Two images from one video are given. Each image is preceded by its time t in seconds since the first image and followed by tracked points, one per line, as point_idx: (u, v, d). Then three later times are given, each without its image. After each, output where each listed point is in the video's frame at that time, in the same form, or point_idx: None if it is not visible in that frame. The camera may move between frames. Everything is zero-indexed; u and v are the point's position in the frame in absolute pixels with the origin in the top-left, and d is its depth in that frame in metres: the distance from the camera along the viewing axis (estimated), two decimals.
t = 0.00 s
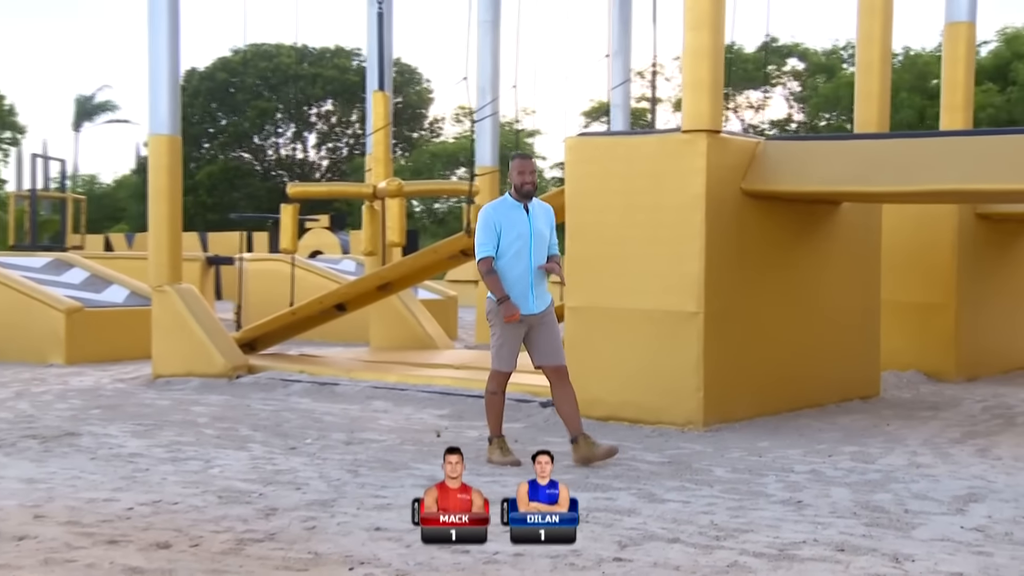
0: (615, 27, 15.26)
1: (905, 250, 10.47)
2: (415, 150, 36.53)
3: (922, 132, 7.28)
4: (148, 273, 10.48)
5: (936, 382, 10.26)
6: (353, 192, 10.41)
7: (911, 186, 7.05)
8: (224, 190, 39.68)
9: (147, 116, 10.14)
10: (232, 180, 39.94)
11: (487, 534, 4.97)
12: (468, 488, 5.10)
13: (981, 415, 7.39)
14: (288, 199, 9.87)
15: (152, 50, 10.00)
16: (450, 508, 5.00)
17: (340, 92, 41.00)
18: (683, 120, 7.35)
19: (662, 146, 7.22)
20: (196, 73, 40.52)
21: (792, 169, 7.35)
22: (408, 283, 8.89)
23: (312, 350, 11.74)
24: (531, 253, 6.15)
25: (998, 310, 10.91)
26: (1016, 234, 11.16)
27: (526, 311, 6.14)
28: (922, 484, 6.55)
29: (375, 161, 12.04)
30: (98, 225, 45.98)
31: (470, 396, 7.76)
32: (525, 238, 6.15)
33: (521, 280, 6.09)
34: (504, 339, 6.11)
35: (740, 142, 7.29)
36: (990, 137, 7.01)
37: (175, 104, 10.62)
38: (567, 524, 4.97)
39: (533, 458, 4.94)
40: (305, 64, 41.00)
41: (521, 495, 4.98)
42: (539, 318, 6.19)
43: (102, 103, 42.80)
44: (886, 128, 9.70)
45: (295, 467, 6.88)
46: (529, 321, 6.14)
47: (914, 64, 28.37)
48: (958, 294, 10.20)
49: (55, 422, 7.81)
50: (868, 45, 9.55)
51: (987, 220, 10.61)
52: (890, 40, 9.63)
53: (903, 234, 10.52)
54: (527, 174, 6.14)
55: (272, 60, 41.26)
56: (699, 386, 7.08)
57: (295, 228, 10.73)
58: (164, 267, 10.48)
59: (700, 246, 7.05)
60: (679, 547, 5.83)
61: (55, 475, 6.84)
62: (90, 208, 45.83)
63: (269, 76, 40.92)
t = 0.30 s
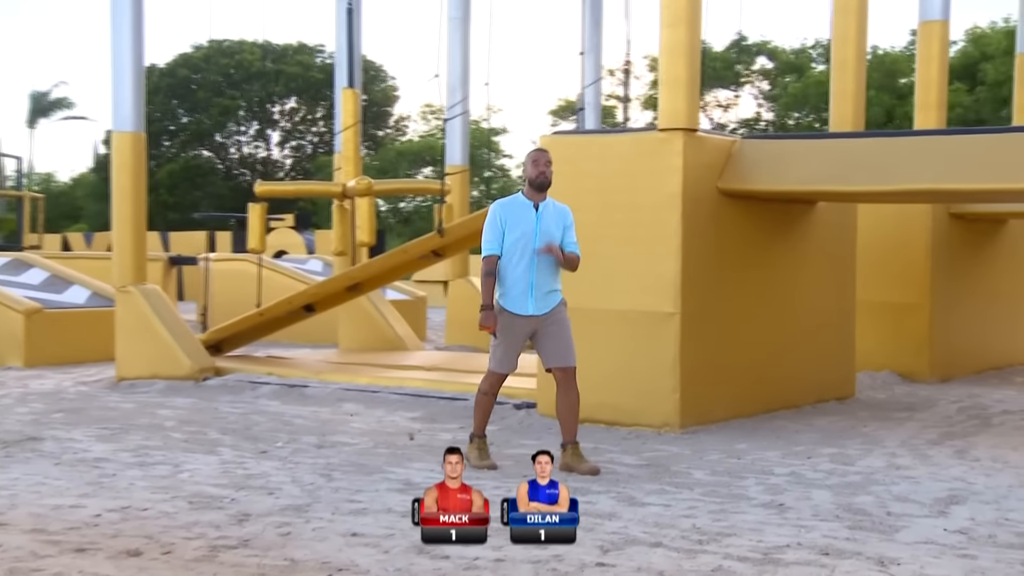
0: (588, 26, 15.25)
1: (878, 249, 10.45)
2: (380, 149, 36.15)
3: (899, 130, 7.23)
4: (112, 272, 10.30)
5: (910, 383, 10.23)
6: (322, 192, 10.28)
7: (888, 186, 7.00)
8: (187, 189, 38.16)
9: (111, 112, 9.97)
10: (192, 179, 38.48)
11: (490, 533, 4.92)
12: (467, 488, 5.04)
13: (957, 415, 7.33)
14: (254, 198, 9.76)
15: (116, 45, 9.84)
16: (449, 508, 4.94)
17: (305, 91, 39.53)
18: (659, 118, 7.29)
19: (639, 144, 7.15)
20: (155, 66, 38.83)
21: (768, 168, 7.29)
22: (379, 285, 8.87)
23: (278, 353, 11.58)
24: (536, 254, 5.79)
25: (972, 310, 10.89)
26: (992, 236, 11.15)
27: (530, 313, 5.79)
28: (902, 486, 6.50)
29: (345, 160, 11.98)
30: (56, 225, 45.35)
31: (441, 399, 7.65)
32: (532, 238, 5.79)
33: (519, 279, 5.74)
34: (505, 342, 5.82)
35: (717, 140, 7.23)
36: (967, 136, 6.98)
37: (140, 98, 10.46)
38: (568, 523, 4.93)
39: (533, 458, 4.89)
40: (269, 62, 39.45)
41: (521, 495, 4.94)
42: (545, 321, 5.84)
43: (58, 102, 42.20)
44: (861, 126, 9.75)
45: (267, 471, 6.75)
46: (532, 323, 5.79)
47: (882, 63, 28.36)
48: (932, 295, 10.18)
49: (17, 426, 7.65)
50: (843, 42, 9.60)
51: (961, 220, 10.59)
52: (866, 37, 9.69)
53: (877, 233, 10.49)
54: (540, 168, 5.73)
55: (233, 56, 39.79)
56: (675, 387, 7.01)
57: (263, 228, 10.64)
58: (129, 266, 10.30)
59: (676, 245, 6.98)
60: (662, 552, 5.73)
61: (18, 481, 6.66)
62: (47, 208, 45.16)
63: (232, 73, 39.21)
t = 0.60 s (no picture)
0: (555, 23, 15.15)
1: (847, 250, 10.44)
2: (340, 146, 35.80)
3: (869, 128, 7.22)
4: (69, 273, 10.13)
5: (879, 382, 10.22)
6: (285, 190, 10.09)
7: (860, 185, 7.02)
8: (140, 187, 37.68)
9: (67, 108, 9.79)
10: (147, 176, 37.99)
11: (483, 534, 4.83)
12: (466, 487, 4.89)
13: (928, 415, 7.27)
14: (215, 195, 9.67)
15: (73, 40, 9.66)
16: (449, 508, 4.79)
17: (262, 87, 38.87)
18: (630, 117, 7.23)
19: (609, 142, 7.09)
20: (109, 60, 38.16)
21: (739, 167, 7.26)
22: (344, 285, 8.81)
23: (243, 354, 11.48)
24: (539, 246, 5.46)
25: (939, 308, 10.87)
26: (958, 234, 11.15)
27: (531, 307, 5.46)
28: (876, 486, 6.44)
29: (307, 158, 11.79)
30: (6, 223, 44.65)
31: (408, 400, 7.54)
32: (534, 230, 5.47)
33: (518, 270, 5.43)
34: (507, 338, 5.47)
35: (687, 138, 7.18)
36: (937, 133, 6.99)
37: (96, 93, 10.28)
38: (569, 524, 4.80)
39: (534, 458, 4.75)
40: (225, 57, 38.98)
41: (521, 496, 4.80)
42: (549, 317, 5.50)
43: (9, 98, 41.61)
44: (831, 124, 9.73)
45: (233, 475, 6.62)
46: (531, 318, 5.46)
47: (845, 60, 28.34)
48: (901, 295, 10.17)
49: None
50: (812, 40, 9.61)
51: (930, 218, 10.58)
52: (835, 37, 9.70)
53: (846, 232, 10.47)
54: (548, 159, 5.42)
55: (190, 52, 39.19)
56: (646, 388, 6.94)
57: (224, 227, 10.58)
58: (86, 267, 10.13)
59: (648, 245, 6.91)
60: (640, 555, 5.64)
61: None
62: None
63: (187, 68, 38.60)
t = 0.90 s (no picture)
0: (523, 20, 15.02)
1: (817, 250, 10.40)
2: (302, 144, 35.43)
3: (843, 126, 7.23)
4: (26, 273, 9.94)
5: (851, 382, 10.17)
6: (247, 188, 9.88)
7: (835, 183, 7.06)
8: (96, 184, 37.14)
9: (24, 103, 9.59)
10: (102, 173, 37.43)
11: (478, 535, 4.72)
12: (465, 488, 4.90)
13: (903, 415, 7.21)
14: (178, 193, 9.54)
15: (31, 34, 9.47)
16: (450, 508, 4.80)
17: (221, 83, 38.25)
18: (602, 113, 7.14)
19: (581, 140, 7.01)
20: (64, 54, 37.44)
21: (712, 165, 7.23)
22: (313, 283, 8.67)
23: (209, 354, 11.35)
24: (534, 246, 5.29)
25: (910, 308, 10.82)
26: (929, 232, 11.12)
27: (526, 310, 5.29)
28: (855, 487, 6.38)
29: (273, 155, 11.51)
30: None
31: (377, 402, 7.42)
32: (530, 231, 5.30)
33: (510, 273, 5.27)
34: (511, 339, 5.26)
35: (661, 136, 7.11)
36: (911, 132, 7.00)
37: (54, 87, 10.09)
38: (569, 524, 4.79)
39: (534, 456, 4.75)
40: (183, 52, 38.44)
41: (521, 495, 4.80)
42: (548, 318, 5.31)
43: None
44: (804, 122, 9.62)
45: (201, 479, 6.47)
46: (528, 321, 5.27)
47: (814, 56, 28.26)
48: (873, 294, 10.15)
49: None
50: (785, 34, 9.50)
51: (901, 217, 10.54)
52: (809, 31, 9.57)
53: (817, 231, 10.43)
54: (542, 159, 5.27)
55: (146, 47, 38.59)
56: (621, 388, 6.85)
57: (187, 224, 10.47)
58: (43, 266, 9.94)
59: (622, 244, 6.83)
60: (621, 559, 5.54)
61: None
62: None
63: (143, 62, 37.96)
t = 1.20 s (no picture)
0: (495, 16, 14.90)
1: (791, 248, 10.36)
2: (268, 140, 35.22)
3: (821, 123, 7.21)
4: None
5: (828, 381, 10.14)
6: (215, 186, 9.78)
7: (815, 180, 7.02)
8: (53, 181, 36.54)
9: None
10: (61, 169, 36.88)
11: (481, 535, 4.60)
12: (466, 486, 4.72)
13: (881, 414, 7.15)
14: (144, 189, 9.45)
15: None
16: (449, 507, 4.63)
17: (184, 77, 38.24)
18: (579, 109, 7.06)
19: (557, 136, 6.92)
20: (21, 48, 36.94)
21: (690, 162, 7.18)
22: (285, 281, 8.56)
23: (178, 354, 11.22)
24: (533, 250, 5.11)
25: (886, 307, 10.78)
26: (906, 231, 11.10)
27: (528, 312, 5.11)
28: (839, 488, 6.31)
29: (243, 152, 11.37)
30: None
31: (350, 402, 7.30)
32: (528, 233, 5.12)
33: (514, 277, 5.07)
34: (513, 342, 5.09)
35: (638, 133, 7.04)
36: (890, 129, 6.98)
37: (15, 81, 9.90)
38: (569, 524, 4.66)
39: (534, 458, 4.56)
40: (143, 47, 38.07)
41: (521, 494, 4.65)
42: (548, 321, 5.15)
43: None
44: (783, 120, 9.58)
45: (173, 483, 6.32)
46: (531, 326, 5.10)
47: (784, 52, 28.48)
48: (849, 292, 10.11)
49: None
50: (762, 32, 9.49)
51: (877, 215, 10.52)
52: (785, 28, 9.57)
53: (794, 228, 10.39)
54: (532, 159, 5.08)
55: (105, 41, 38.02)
56: (599, 388, 6.77)
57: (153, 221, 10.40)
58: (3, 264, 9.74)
59: (600, 242, 6.75)
60: (607, 562, 5.44)
61: None
62: None
63: (103, 55, 37.54)
